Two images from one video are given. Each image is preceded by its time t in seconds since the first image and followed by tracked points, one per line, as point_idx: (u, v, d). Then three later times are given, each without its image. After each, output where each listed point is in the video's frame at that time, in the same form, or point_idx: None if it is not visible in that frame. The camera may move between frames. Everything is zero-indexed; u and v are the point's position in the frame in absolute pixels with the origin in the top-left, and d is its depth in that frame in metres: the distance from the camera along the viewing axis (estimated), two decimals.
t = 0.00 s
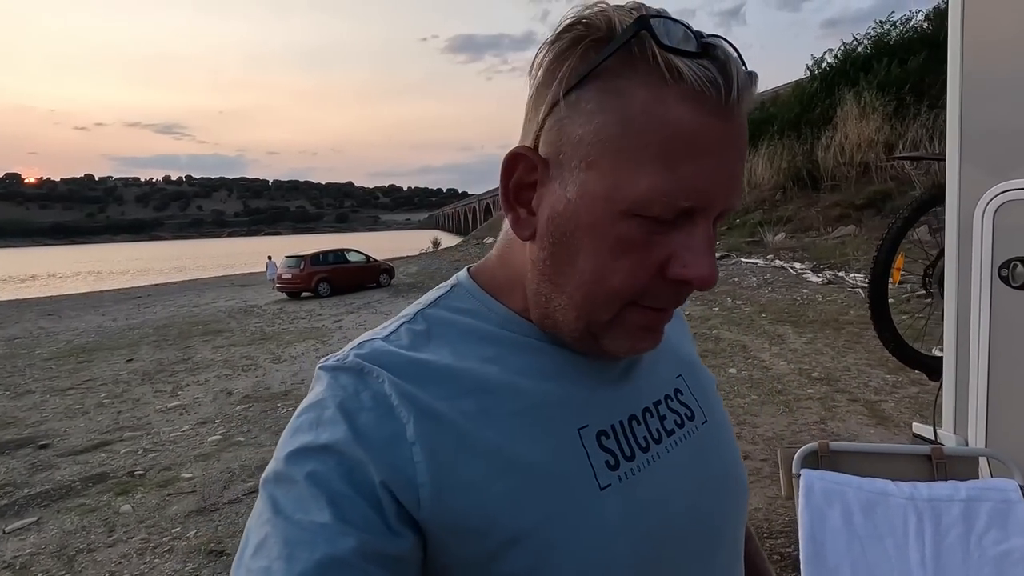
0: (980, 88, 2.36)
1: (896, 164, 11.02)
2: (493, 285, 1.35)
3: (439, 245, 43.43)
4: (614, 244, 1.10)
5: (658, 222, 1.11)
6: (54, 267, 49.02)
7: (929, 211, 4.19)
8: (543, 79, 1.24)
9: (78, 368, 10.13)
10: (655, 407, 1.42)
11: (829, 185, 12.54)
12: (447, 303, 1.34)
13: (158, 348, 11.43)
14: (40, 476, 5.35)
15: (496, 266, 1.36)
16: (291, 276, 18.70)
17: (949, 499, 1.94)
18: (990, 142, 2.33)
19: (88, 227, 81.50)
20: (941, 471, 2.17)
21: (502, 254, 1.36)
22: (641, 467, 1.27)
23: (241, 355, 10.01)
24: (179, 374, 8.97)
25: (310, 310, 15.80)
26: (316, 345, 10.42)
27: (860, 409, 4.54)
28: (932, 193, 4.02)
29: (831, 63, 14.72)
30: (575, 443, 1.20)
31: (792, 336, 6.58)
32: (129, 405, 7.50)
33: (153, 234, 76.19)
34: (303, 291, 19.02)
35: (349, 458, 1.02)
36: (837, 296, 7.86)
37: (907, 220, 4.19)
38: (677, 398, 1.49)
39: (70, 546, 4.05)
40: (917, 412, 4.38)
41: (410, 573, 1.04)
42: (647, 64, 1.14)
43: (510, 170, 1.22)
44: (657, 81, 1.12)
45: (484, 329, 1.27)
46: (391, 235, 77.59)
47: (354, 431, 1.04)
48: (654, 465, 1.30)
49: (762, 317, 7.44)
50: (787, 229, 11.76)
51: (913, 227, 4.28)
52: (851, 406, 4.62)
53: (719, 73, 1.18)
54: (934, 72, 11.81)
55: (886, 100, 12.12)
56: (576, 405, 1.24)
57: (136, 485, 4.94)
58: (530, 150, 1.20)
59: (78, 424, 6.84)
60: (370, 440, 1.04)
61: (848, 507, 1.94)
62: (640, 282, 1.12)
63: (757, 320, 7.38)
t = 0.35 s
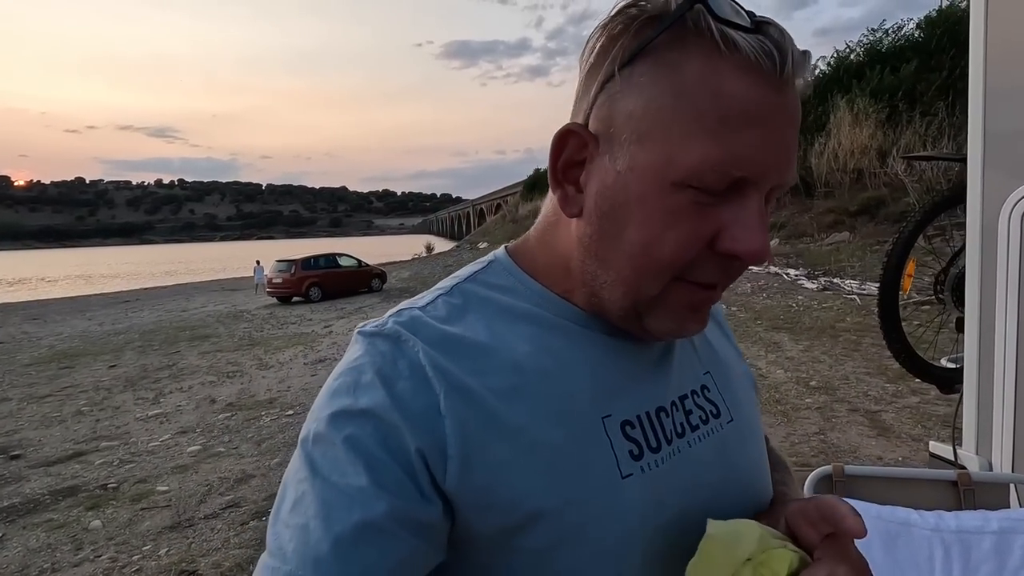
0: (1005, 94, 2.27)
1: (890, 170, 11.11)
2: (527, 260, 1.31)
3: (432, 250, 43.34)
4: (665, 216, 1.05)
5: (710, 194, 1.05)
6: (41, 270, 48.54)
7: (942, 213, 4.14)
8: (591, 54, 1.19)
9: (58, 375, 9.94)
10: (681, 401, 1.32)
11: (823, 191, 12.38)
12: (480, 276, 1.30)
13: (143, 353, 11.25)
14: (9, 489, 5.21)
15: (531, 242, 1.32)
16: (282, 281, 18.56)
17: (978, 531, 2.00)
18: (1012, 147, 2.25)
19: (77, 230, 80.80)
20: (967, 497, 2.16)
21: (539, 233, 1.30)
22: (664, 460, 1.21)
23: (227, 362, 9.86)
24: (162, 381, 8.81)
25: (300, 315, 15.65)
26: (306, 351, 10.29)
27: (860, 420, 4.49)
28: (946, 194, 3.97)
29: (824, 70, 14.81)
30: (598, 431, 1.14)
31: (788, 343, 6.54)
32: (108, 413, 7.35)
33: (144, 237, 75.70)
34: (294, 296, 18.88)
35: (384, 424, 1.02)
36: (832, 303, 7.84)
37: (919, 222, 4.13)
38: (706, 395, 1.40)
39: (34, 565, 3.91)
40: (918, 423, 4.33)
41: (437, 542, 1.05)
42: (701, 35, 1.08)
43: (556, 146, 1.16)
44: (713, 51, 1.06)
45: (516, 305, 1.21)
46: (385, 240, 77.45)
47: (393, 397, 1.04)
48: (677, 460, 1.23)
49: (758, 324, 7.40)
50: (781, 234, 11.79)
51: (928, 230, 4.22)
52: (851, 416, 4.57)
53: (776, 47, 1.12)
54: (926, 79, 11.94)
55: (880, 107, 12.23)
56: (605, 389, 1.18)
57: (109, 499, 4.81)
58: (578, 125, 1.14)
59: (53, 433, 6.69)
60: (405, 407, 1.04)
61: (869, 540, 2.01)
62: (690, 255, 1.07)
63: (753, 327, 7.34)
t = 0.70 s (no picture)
0: (1011, 102, 2.25)
1: (883, 178, 11.16)
2: (527, 270, 1.32)
3: (428, 254, 43.30)
4: (583, 189, 1.14)
5: (625, 161, 1.12)
6: (31, 272, 48.12)
7: (944, 222, 4.15)
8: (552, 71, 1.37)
9: (48, 379, 9.84)
10: (689, 414, 1.31)
11: (817, 199, 12.56)
12: (483, 292, 1.28)
13: (135, 358, 11.16)
14: None
15: (527, 249, 1.35)
16: (277, 284, 18.48)
17: (989, 547, 1.98)
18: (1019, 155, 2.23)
19: (70, 233, 80.22)
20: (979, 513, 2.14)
21: (533, 240, 1.35)
22: (670, 476, 1.19)
23: (219, 366, 9.78)
24: (154, 386, 8.73)
25: (294, 319, 15.59)
26: (300, 355, 10.22)
27: (858, 428, 4.50)
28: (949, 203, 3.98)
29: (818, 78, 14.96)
30: (601, 449, 1.13)
31: (785, 350, 6.56)
32: (98, 418, 7.27)
33: (136, 240, 75.27)
34: (288, 300, 18.80)
35: (386, 443, 1.01)
36: (828, 309, 7.87)
37: (921, 232, 4.15)
38: (714, 408, 1.38)
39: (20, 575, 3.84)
40: (915, 431, 4.34)
41: (441, 566, 1.03)
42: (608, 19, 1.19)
43: (524, 153, 1.33)
44: (619, 32, 1.16)
45: (521, 323, 1.21)
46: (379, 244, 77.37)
47: (393, 415, 1.03)
48: (685, 476, 1.21)
49: (754, 330, 7.42)
50: (776, 241, 11.85)
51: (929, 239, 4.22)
52: (848, 424, 4.58)
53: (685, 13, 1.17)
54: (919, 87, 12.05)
55: (873, 114, 12.35)
56: (605, 406, 1.17)
57: (97, 507, 4.74)
58: (538, 132, 1.32)
59: (42, 439, 6.61)
60: (406, 425, 1.03)
61: (875, 552, 2.01)
62: (613, 225, 1.12)
63: (749, 333, 7.36)
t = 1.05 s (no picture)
0: (1002, 101, 2.29)
1: (876, 183, 11.27)
2: (520, 259, 1.35)
3: (423, 257, 43.29)
4: (553, 175, 1.18)
5: (591, 145, 1.16)
6: (23, 273, 47.77)
7: (935, 224, 4.21)
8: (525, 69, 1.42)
9: (43, 379, 9.78)
10: (683, 401, 1.34)
11: (811, 204, 12.60)
12: (481, 282, 1.31)
13: (130, 358, 11.11)
14: None
15: (517, 239, 1.38)
16: (273, 286, 18.45)
17: (977, 530, 1.75)
18: (1010, 153, 2.26)
19: (64, 234, 79.76)
20: (967, 499, 2.09)
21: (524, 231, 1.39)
22: (663, 461, 1.21)
23: (216, 367, 9.75)
24: (150, 386, 8.69)
25: (290, 321, 15.56)
26: (297, 357, 10.21)
27: (852, 428, 4.54)
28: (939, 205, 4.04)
29: (812, 84, 15.10)
30: (596, 434, 1.15)
31: (779, 352, 6.60)
32: (95, 418, 7.23)
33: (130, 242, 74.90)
34: (284, 302, 18.76)
35: (386, 429, 1.03)
36: (822, 312, 7.93)
37: (913, 233, 4.20)
38: (708, 394, 1.41)
39: (21, 572, 3.82)
40: (909, 431, 4.38)
41: (440, 549, 1.06)
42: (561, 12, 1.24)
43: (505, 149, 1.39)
44: (574, 24, 1.21)
45: (517, 312, 1.24)
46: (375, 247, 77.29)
47: (391, 401, 1.05)
48: (678, 460, 1.24)
49: (749, 333, 7.47)
50: (771, 245, 11.92)
51: (920, 240, 4.29)
52: (843, 424, 4.61)
53: None
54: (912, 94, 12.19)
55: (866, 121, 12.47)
56: (598, 392, 1.20)
57: (98, 504, 4.72)
58: (517, 128, 1.38)
59: (38, 438, 6.57)
60: (404, 410, 1.05)
61: (869, 539, 1.77)
62: (584, 207, 1.15)
63: (744, 336, 7.40)
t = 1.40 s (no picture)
0: (999, 112, 2.31)
1: (872, 190, 11.34)
2: (512, 275, 1.37)
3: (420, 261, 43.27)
4: (539, 187, 1.19)
5: (576, 155, 1.18)
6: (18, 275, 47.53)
7: (931, 233, 4.26)
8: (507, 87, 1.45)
9: (40, 382, 9.73)
10: (681, 413, 1.35)
11: (808, 209, 12.68)
12: (476, 300, 1.32)
13: (127, 361, 11.06)
14: None
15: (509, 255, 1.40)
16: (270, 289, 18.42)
17: (976, 532, 1.79)
18: (1008, 163, 2.28)
19: (59, 236, 79.33)
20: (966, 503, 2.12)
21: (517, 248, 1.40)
22: (663, 475, 1.22)
23: (213, 370, 9.71)
24: (148, 389, 8.66)
25: (287, 325, 15.53)
26: (294, 360, 10.19)
27: (849, 433, 4.56)
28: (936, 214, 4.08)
29: (808, 91, 15.21)
30: (595, 450, 1.16)
31: (776, 357, 6.63)
32: (92, 422, 7.19)
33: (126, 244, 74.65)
34: (281, 305, 18.72)
35: (381, 451, 1.04)
36: (818, 318, 7.97)
37: (911, 241, 4.25)
38: (706, 405, 1.42)
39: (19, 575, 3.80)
40: (906, 437, 4.40)
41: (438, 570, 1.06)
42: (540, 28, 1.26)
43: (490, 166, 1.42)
44: (553, 39, 1.24)
45: (512, 329, 1.25)
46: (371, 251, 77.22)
47: (387, 422, 1.06)
48: (679, 473, 1.25)
49: (746, 338, 7.49)
50: (767, 250, 11.98)
51: (916, 250, 4.33)
52: (840, 429, 4.64)
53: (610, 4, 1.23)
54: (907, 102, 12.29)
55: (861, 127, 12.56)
56: (594, 407, 1.20)
57: (96, 508, 4.70)
58: (502, 145, 1.40)
59: (36, 441, 6.54)
60: (399, 431, 1.06)
61: (870, 542, 1.78)
62: (572, 215, 1.17)
63: (741, 341, 7.42)
